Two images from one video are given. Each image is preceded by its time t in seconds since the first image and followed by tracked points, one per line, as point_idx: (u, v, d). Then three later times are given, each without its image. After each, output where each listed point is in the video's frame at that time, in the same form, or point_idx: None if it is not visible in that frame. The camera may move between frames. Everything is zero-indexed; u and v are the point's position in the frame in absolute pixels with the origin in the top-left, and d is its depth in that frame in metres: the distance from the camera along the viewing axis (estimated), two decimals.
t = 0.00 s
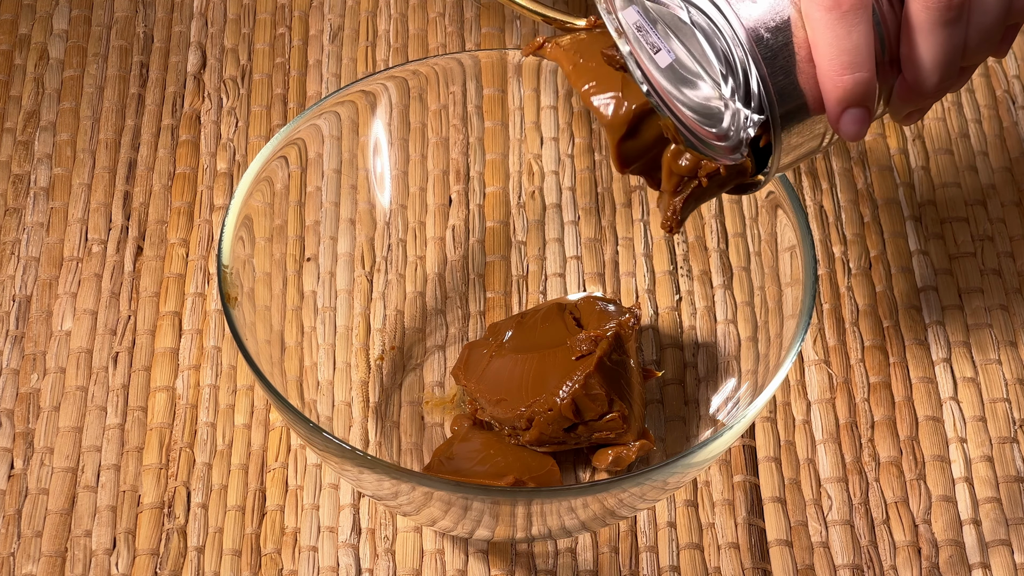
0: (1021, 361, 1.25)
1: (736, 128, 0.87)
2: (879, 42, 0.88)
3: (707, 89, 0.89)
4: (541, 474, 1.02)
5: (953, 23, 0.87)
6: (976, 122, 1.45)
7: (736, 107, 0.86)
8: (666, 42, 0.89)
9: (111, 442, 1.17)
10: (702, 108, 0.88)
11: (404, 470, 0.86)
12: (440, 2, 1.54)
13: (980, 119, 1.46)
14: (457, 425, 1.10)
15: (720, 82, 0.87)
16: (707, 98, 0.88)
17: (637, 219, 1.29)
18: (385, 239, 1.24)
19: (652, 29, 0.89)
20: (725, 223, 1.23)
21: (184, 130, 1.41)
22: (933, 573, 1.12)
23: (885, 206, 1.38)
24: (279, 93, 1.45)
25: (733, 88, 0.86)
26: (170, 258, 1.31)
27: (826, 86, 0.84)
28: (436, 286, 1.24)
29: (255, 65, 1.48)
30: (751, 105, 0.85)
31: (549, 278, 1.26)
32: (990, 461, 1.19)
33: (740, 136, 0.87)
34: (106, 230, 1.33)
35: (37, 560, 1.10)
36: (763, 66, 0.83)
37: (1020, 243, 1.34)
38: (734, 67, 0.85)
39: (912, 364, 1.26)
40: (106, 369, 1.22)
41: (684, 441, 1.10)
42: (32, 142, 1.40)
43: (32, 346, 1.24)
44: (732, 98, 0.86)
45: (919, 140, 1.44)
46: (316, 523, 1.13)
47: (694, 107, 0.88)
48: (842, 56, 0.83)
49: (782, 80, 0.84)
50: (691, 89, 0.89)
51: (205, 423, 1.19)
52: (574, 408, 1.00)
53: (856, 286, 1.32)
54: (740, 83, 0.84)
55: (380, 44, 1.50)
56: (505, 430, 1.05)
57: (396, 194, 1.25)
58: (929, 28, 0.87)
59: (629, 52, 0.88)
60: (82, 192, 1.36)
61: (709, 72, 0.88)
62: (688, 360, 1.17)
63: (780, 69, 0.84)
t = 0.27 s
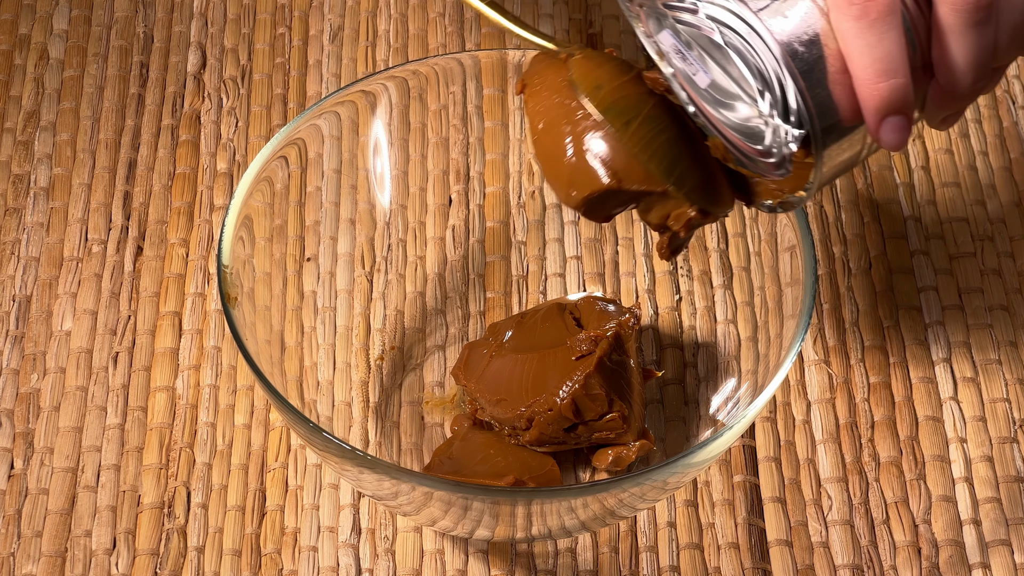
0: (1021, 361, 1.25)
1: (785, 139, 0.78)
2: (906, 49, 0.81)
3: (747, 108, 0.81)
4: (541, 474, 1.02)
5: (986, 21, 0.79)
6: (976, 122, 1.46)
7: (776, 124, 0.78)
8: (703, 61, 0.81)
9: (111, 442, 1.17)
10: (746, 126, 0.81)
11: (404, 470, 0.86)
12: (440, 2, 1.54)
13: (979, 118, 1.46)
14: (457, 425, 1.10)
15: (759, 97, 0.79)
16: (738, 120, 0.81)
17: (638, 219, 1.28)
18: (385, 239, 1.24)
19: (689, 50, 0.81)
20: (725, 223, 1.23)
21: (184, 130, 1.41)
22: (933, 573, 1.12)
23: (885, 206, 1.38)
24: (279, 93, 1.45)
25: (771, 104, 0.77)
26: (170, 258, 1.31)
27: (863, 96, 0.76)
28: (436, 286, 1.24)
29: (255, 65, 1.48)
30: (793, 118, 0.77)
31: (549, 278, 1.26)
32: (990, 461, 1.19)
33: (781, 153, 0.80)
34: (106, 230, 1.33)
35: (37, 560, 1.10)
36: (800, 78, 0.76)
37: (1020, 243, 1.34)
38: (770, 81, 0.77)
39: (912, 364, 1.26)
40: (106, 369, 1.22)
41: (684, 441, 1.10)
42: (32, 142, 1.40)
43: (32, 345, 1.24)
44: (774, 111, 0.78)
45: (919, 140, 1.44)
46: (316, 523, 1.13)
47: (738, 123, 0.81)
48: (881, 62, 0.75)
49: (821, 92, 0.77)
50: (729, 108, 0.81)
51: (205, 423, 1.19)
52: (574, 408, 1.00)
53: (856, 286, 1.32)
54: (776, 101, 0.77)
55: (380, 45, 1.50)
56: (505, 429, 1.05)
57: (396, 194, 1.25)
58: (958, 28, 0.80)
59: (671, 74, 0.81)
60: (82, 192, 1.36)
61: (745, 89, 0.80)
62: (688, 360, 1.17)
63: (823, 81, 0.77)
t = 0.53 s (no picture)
0: (1021, 361, 1.25)
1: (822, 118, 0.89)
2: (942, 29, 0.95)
3: (779, 92, 0.91)
4: (541, 474, 1.03)
5: (1007, 13, 0.92)
6: (976, 122, 1.46)
7: (808, 107, 0.89)
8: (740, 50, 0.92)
9: (111, 442, 1.17)
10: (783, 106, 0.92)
11: (404, 470, 0.86)
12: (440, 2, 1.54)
13: (979, 119, 1.46)
14: (457, 425, 1.10)
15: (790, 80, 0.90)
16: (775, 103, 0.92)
17: (637, 219, 1.25)
18: (386, 239, 1.24)
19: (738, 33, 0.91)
20: (726, 223, 1.22)
21: (184, 130, 1.41)
22: (933, 573, 1.12)
23: (885, 206, 1.38)
24: (279, 93, 1.45)
25: (801, 84, 0.88)
26: (170, 258, 1.31)
27: (895, 79, 0.88)
28: (436, 286, 1.24)
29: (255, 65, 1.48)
30: (823, 103, 0.87)
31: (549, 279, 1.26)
32: (990, 461, 1.19)
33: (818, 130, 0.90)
34: (106, 230, 1.33)
35: (37, 560, 1.10)
36: (832, 59, 0.87)
37: (1020, 243, 1.34)
38: (799, 60, 0.88)
39: (912, 364, 1.26)
40: (106, 369, 1.22)
41: (684, 441, 1.11)
42: (32, 142, 1.40)
43: (32, 345, 1.24)
44: (806, 94, 0.88)
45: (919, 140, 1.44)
46: (316, 523, 1.13)
47: (777, 100, 0.91)
48: (911, 49, 0.87)
49: (852, 76, 0.88)
50: (765, 91, 0.92)
51: (205, 423, 1.19)
52: (574, 408, 1.00)
53: (856, 286, 1.32)
54: (806, 81, 0.88)
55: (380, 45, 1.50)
56: (505, 429, 1.05)
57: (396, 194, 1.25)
58: (987, 17, 0.92)
59: (716, 50, 0.90)
60: (82, 192, 1.36)
61: (779, 75, 0.91)
62: (688, 360, 1.16)
63: (851, 66, 0.88)
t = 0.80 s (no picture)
0: (1021, 361, 1.25)
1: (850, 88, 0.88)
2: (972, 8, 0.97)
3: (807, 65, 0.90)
4: (541, 474, 1.03)
5: None
6: (975, 122, 1.46)
7: (836, 80, 0.89)
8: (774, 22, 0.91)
9: (111, 442, 1.17)
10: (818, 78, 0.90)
11: (404, 470, 0.86)
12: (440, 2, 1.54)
13: (979, 119, 1.46)
14: (457, 425, 1.09)
15: (818, 51, 0.89)
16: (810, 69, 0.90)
17: (637, 219, 1.25)
18: (386, 239, 1.24)
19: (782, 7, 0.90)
20: (725, 223, 1.21)
21: (184, 130, 1.41)
22: (933, 573, 1.12)
23: (885, 206, 1.38)
24: (279, 93, 1.45)
25: (829, 55, 0.88)
26: (170, 258, 1.31)
27: (925, 55, 0.90)
28: (436, 285, 1.23)
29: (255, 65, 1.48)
30: (851, 76, 0.88)
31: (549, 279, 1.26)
32: (990, 461, 1.19)
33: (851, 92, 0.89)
34: (106, 230, 1.33)
35: (37, 560, 1.10)
36: (862, 33, 0.87)
37: (1020, 243, 1.34)
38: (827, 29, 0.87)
39: (912, 364, 1.26)
40: (106, 369, 1.22)
41: (684, 441, 1.11)
42: (32, 142, 1.40)
43: (32, 345, 1.24)
44: (833, 68, 0.88)
45: (919, 141, 1.44)
46: (316, 523, 1.13)
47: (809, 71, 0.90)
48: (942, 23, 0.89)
49: (880, 50, 0.89)
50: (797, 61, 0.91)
51: (205, 423, 1.19)
52: (574, 408, 1.00)
53: (856, 286, 1.32)
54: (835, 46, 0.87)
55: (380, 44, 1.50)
56: (505, 429, 1.04)
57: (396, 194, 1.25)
58: None
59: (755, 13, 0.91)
60: (82, 192, 1.36)
61: (808, 46, 0.89)
62: (688, 360, 1.16)
63: (880, 39, 0.89)
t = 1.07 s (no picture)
0: (1021, 361, 1.25)
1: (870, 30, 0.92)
2: None
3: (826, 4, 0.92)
4: (541, 474, 1.03)
5: None
6: (975, 122, 1.46)
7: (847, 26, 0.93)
8: None
9: (111, 442, 1.17)
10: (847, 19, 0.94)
11: (404, 470, 0.86)
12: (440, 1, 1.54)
13: (979, 119, 1.46)
14: (457, 425, 1.09)
15: None
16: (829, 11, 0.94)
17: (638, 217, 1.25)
18: (386, 239, 1.24)
19: None
20: (726, 223, 1.21)
21: (184, 130, 1.41)
22: (933, 573, 1.12)
23: (885, 206, 1.38)
24: (279, 93, 1.45)
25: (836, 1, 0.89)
26: (170, 258, 1.31)
27: (932, 15, 0.89)
28: (436, 285, 1.24)
29: (255, 65, 1.48)
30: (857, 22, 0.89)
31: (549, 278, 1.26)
32: (990, 461, 1.19)
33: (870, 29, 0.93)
34: (106, 230, 1.33)
35: (37, 560, 1.10)
36: None
37: (1019, 243, 1.34)
38: None
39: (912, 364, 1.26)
40: (106, 369, 1.22)
41: (684, 441, 1.10)
42: (32, 142, 1.40)
43: (32, 345, 1.24)
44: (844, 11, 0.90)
45: (919, 141, 1.44)
46: (316, 523, 1.13)
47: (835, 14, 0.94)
48: None
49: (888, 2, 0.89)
50: None
51: (205, 423, 1.19)
52: (574, 408, 1.00)
53: (856, 286, 1.32)
54: None
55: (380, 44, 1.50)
56: (505, 429, 1.05)
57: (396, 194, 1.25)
58: None
59: None
60: (82, 192, 1.36)
61: None
62: (688, 360, 1.17)
63: None
